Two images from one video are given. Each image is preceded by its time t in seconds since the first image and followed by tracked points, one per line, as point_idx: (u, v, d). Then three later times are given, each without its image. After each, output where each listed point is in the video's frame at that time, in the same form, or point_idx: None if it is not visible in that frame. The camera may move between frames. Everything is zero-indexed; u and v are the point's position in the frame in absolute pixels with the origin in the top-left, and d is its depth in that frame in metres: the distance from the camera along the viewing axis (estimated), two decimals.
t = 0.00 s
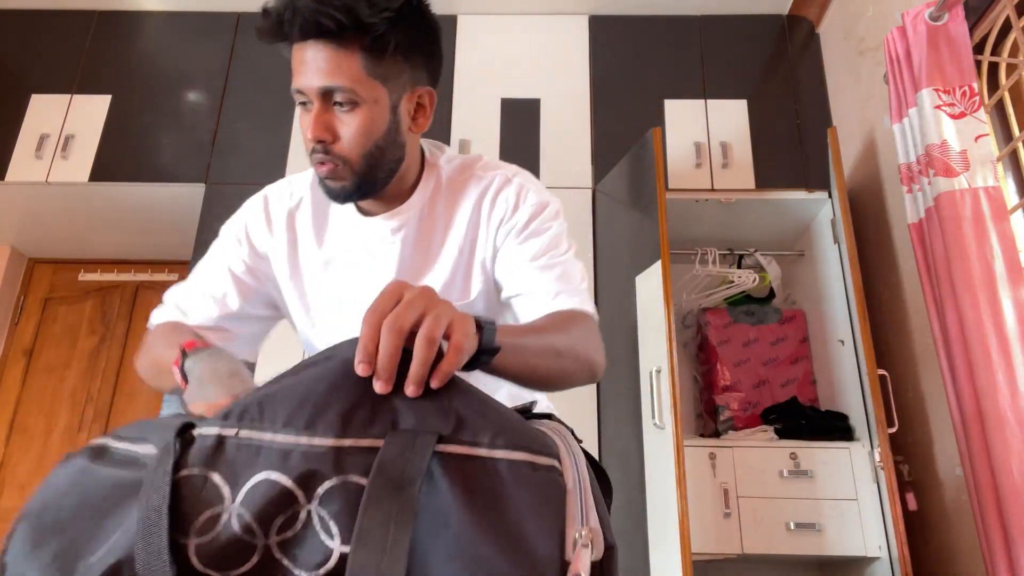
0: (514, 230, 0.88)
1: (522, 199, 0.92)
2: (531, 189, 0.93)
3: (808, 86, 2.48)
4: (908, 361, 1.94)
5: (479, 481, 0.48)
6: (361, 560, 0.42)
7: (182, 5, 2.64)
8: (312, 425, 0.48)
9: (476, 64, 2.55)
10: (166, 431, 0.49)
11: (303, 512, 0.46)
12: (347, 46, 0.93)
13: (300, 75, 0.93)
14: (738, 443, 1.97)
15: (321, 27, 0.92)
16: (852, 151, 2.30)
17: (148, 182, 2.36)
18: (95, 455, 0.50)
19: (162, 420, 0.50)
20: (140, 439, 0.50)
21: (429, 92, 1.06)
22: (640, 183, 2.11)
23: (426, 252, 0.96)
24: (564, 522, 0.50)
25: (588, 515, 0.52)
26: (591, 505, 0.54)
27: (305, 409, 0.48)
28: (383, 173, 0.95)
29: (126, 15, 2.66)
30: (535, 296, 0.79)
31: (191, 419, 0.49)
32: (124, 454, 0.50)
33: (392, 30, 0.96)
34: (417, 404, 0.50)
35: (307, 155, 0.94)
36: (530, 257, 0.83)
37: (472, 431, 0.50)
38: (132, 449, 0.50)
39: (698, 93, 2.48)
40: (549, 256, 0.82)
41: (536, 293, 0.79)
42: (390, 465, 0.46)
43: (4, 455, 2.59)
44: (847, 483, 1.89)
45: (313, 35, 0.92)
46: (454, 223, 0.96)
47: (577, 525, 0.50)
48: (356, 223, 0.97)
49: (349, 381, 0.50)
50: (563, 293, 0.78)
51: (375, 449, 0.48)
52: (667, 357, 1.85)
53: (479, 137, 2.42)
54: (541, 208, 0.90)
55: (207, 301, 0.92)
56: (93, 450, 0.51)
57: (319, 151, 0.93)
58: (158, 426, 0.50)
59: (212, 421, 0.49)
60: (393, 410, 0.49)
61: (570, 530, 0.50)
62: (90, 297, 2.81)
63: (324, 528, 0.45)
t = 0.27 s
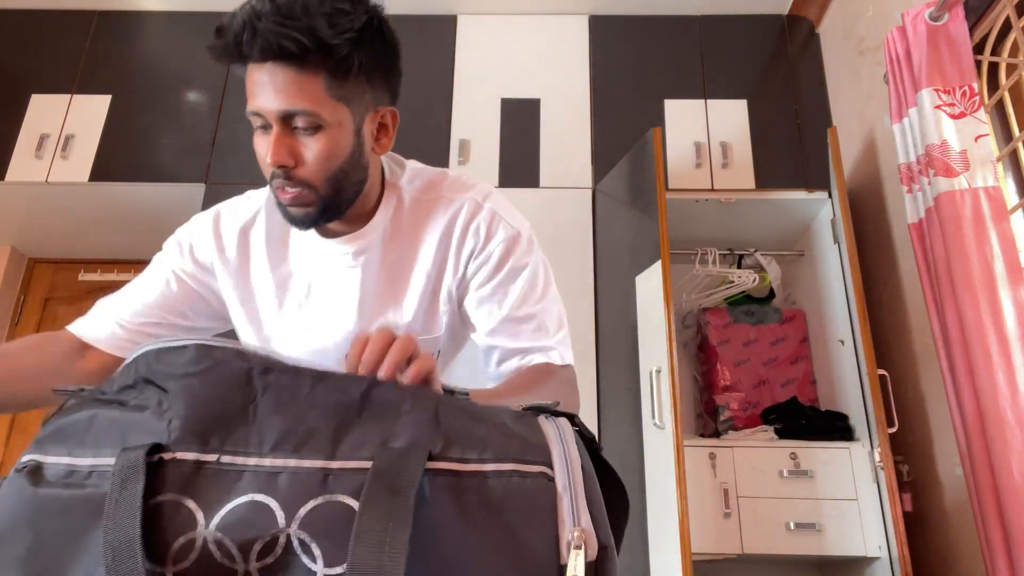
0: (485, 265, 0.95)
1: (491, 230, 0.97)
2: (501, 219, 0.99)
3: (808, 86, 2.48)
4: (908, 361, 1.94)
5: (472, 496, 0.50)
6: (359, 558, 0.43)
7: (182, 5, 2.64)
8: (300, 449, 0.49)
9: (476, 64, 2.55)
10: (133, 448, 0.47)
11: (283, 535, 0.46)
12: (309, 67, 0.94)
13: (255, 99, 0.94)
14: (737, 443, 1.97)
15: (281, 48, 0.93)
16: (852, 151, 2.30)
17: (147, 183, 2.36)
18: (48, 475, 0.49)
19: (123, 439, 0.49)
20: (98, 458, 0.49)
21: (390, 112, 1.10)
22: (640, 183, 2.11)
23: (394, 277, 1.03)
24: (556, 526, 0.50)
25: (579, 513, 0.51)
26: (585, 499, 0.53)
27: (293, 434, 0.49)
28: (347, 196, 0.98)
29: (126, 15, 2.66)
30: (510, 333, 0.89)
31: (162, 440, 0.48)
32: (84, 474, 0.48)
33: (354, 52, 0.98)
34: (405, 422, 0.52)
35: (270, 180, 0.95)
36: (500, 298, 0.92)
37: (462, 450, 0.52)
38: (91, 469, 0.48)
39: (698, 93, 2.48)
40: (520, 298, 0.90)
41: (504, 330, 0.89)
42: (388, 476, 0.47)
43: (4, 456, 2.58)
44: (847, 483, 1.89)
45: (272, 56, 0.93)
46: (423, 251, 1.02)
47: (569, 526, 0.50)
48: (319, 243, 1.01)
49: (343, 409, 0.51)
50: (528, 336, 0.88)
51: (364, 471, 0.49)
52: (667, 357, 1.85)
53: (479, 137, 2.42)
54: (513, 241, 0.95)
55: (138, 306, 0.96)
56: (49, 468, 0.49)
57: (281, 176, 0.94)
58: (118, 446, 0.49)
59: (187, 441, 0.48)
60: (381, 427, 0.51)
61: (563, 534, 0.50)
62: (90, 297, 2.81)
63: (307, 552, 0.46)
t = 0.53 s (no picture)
0: (503, 264, 0.95)
1: (509, 228, 0.97)
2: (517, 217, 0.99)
3: (808, 86, 2.48)
4: (908, 360, 1.94)
5: (473, 492, 0.50)
6: (362, 557, 0.44)
7: (181, 5, 2.64)
8: (308, 447, 0.51)
9: (476, 64, 2.55)
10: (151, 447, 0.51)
11: (286, 532, 0.47)
12: (351, 61, 0.92)
13: (289, 94, 0.91)
14: (738, 443, 1.97)
15: (341, 34, 0.92)
16: (852, 151, 2.30)
17: (147, 183, 2.36)
18: (60, 471, 0.52)
19: (140, 439, 0.53)
20: (112, 457, 0.52)
21: (411, 102, 1.08)
22: (640, 184, 2.11)
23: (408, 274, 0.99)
24: (558, 526, 0.50)
25: (583, 514, 0.51)
26: (588, 499, 0.53)
27: (301, 434, 0.52)
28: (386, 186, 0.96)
29: (126, 15, 2.66)
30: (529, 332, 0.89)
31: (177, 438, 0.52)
32: (97, 471, 0.51)
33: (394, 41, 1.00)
34: (409, 417, 0.53)
35: (312, 173, 0.90)
36: (519, 297, 0.92)
37: (467, 447, 0.53)
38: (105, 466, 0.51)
39: (698, 93, 2.48)
40: (540, 296, 0.90)
41: (522, 329, 0.89)
42: (393, 470, 0.48)
43: (4, 455, 2.58)
44: (847, 483, 1.89)
45: (329, 44, 0.91)
46: (441, 250, 0.99)
47: (572, 527, 0.50)
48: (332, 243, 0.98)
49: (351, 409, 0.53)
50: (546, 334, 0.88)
51: (368, 466, 0.50)
52: (667, 357, 1.85)
53: (479, 137, 2.42)
54: (532, 239, 0.95)
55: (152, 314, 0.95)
56: (62, 464, 0.52)
57: (327, 167, 0.89)
58: (133, 445, 0.52)
59: (203, 441, 0.52)
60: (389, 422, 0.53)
61: (565, 534, 0.50)
62: (90, 297, 2.81)
63: (308, 549, 0.47)
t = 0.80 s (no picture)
0: (546, 258, 0.91)
1: (553, 226, 0.95)
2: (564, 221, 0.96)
3: (808, 86, 2.48)
4: (907, 360, 1.94)
5: (471, 494, 0.50)
6: (364, 560, 0.44)
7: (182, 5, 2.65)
8: (305, 447, 0.51)
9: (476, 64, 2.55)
10: (141, 447, 0.50)
11: (284, 534, 0.47)
12: (430, 36, 0.94)
13: (364, 65, 0.92)
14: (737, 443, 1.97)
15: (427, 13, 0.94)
16: (852, 151, 2.30)
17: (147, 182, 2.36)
18: (57, 472, 0.51)
19: (132, 439, 0.52)
20: (107, 458, 0.51)
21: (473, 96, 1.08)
22: (640, 184, 2.12)
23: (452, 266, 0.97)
24: (556, 522, 0.50)
25: (580, 509, 0.51)
26: (586, 492, 0.52)
27: (298, 434, 0.52)
28: (445, 168, 0.95)
29: (126, 15, 2.66)
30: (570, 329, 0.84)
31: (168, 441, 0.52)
32: (94, 471, 0.51)
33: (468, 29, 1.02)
34: (406, 420, 0.53)
35: (377, 143, 0.90)
36: (561, 293, 0.88)
37: (464, 449, 0.53)
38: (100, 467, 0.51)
39: (698, 93, 2.48)
40: (573, 294, 0.87)
41: (564, 325, 0.85)
42: (393, 471, 0.49)
43: (4, 455, 2.59)
44: (847, 483, 1.89)
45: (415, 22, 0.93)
46: (487, 243, 0.97)
47: (570, 523, 0.50)
48: (378, 231, 0.96)
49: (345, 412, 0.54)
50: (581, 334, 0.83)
51: (367, 468, 0.50)
52: (667, 357, 1.85)
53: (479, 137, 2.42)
54: (573, 240, 0.93)
55: (221, 300, 0.95)
56: (58, 465, 0.52)
57: (393, 138, 0.89)
58: (126, 446, 0.52)
59: (194, 444, 0.52)
60: (384, 425, 0.53)
61: (564, 531, 0.50)
62: (91, 297, 2.81)
63: (307, 550, 0.47)
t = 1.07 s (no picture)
0: (595, 255, 0.98)
1: (598, 225, 1.01)
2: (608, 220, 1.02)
3: (808, 86, 2.48)
4: (907, 360, 1.94)
5: (468, 497, 0.52)
6: (378, 561, 0.46)
7: (181, 5, 2.64)
8: (315, 443, 0.52)
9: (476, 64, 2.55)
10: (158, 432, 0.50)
11: (295, 509, 0.48)
12: (475, 49, 0.95)
13: (410, 79, 0.94)
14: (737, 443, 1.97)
15: (469, 26, 0.94)
16: (853, 151, 2.30)
17: (147, 182, 2.36)
18: (77, 459, 0.52)
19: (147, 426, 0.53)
20: (126, 445, 0.52)
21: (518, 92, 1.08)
22: (640, 184, 2.12)
23: (501, 254, 1.01)
24: (544, 498, 0.53)
25: (563, 481, 0.54)
26: (567, 468, 0.55)
27: (308, 434, 0.52)
28: (486, 171, 0.99)
29: (125, 15, 2.66)
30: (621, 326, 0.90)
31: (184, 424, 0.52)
32: (113, 459, 0.51)
33: (512, 36, 1.01)
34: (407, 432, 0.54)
35: (422, 151, 0.93)
36: (611, 288, 0.94)
37: (460, 460, 0.54)
38: (120, 454, 0.51)
39: (698, 93, 2.48)
40: (619, 290, 0.93)
41: (615, 317, 0.90)
42: (402, 471, 0.51)
43: (4, 456, 2.58)
44: (847, 483, 1.89)
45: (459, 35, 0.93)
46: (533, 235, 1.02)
47: (556, 495, 0.53)
48: (428, 221, 1.02)
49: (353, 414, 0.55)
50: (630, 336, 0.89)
51: (376, 469, 0.52)
52: (667, 357, 1.85)
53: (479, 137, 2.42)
54: (618, 238, 0.99)
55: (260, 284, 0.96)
56: (78, 454, 0.52)
57: (437, 150, 0.93)
58: (142, 433, 0.52)
59: (209, 428, 0.52)
60: (389, 435, 0.54)
61: (551, 503, 0.53)
62: (90, 297, 2.81)
63: (317, 526, 0.48)
